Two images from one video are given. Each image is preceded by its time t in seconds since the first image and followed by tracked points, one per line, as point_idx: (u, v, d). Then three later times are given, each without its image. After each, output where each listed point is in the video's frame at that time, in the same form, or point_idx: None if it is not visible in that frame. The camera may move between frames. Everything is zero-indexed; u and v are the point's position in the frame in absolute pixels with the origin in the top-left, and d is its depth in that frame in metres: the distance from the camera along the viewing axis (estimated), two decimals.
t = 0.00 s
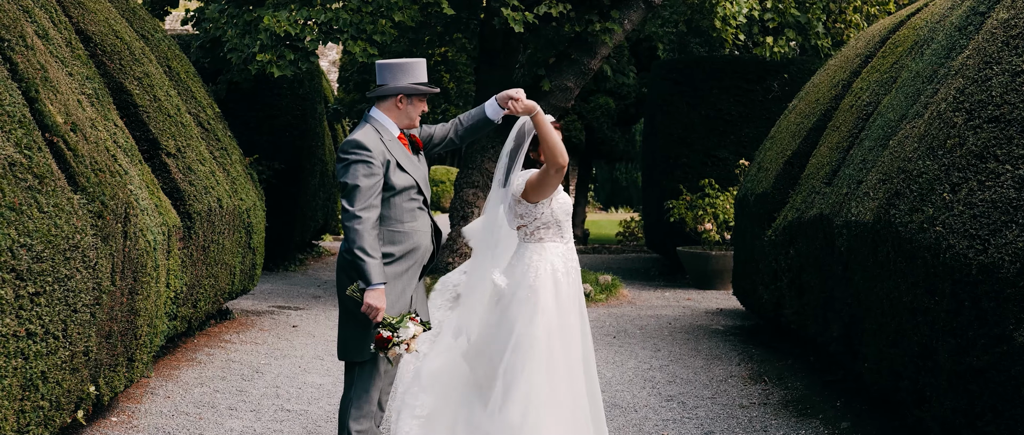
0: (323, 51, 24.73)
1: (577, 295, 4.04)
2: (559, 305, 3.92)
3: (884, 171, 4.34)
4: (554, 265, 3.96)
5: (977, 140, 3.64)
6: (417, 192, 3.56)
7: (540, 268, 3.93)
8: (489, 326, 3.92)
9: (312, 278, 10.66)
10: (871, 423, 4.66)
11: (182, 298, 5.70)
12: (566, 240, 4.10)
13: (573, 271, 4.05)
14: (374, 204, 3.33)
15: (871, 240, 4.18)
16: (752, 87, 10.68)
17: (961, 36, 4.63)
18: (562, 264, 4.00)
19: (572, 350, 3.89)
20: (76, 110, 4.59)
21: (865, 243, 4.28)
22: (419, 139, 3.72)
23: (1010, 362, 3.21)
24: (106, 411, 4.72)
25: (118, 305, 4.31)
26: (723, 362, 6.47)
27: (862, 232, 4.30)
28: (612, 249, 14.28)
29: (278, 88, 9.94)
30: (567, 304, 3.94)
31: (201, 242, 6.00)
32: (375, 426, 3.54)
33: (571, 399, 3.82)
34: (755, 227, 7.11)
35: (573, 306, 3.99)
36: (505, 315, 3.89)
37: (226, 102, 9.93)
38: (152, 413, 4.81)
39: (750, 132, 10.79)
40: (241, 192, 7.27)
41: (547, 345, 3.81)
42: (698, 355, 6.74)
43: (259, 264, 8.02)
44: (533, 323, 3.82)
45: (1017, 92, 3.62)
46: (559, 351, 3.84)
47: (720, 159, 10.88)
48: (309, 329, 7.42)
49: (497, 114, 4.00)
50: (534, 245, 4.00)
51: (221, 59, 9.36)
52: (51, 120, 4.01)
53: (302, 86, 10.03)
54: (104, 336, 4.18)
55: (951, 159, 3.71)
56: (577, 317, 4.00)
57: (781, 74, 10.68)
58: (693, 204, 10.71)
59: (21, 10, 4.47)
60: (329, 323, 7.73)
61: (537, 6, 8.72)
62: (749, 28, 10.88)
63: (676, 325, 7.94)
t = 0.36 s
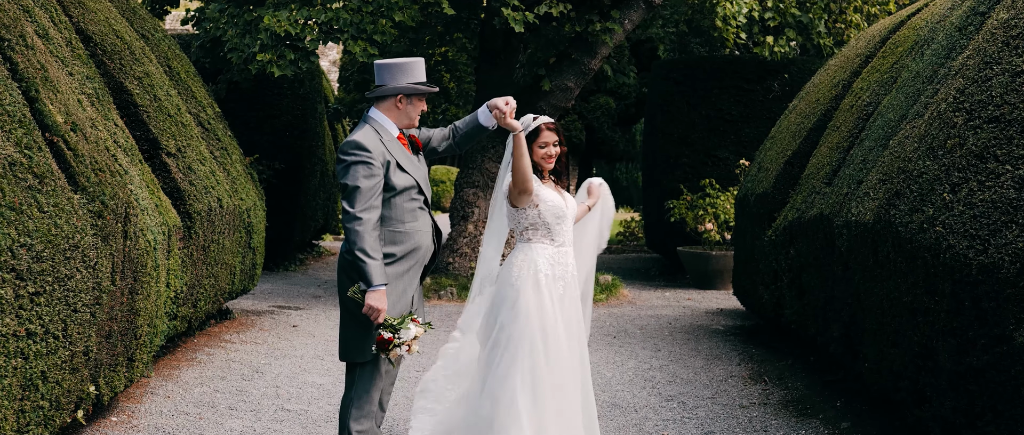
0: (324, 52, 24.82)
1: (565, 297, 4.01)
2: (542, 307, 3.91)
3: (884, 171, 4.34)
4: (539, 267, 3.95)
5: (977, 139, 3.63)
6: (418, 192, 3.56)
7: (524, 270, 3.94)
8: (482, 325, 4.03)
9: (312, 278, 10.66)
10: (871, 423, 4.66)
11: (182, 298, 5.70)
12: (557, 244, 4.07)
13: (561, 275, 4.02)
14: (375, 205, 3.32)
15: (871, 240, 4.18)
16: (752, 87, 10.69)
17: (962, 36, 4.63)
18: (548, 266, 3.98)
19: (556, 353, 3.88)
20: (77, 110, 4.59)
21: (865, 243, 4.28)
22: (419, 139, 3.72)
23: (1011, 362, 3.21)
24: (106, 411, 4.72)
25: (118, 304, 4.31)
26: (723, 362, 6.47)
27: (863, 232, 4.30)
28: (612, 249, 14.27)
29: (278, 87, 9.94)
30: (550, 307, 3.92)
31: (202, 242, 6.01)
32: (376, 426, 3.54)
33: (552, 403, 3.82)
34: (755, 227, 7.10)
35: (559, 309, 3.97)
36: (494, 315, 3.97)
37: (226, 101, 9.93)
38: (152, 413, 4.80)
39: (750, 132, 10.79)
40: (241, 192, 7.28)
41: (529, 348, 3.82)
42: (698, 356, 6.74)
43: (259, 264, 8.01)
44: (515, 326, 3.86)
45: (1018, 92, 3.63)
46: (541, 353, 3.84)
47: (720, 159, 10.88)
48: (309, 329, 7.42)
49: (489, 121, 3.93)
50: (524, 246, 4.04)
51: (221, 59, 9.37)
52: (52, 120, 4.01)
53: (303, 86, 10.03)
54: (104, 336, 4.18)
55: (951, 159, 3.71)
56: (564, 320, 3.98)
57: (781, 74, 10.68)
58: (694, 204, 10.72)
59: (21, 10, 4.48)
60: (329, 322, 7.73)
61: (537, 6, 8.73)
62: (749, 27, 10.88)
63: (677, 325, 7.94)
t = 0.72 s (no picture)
0: (325, 52, 24.84)
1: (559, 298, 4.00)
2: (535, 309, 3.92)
3: (884, 171, 4.34)
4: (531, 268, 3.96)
5: (978, 139, 3.63)
6: (421, 192, 3.56)
7: (517, 272, 3.96)
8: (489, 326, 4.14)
9: (313, 278, 10.66)
10: (870, 423, 4.66)
11: (183, 298, 5.70)
12: (553, 245, 4.05)
13: (556, 276, 4.01)
14: (378, 206, 3.32)
15: (872, 240, 4.18)
16: (752, 87, 10.69)
17: (963, 36, 4.63)
18: (543, 267, 3.97)
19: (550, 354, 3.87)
20: (77, 110, 4.59)
21: (865, 243, 4.28)
22: (419, 140, 3.72)
23: (1011, 362, 3.21)
24: (106, 411, 4.72)
25: (119, 304, 4.32)
26: (723, 362, 6.47)
27: (863, 232, 4.30)
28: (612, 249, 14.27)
29: (278, 87, 9.94)
30: (543, 308, 3.93)
31: (202, 242, 6.01)
32: (378, 426, 3.54)
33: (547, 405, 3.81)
34: (756, 227, 7.10)
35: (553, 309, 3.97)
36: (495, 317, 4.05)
37: (227, 101, 9.93)
38: (151, 413, 4.80)
39: (751, 132, 10.80)
40: (241, 192, 7.28)
41: (522, 350, 3.84)
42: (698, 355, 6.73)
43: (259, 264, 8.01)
44: (509, 329, 3.90)
45: (1018, 92, 3.62)
46: (534, 355, 3.85)
47: (720, 159, 10.89)
48: (310, 329, 7.42)
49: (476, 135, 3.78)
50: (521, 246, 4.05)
51: (222, 59, 9.37)
52: (52, 120, 4.01)
53: (303, 86, 10.03)
54: (104, 335, 4.18)
55: (952, 158, 3.70)
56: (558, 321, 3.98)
57: (782, 74, 10.69)
58: (694, 204, 10.72)
59: (22, 10, 4.49)
60: (329, 323, 7.72)
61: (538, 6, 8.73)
62: (750, 27, 10.87)
63: (677, 325, 7.94)
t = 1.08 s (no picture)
0: (326, 52, 24.84)
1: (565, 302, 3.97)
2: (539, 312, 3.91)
3: (884, 171, 4.34)
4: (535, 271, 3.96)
5: (979, 140, 3.62)
6: (424, 192, 3.57)
7: (521, 275, 3.98)
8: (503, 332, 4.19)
9: (313, 278, 10.66)
10: (870, 423, 4.66)
11: (183, 298, 5.71)
12: (559, 248, 4.03)
13: (561, 279, 3.99)
14: (383, 205, 3.33)
15: (872, 241, 4.17)
16: (753, 88, 10.70)
17: (964, 36, 4.62)
18: (547, 270, 3.97)
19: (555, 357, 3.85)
20: (77, 110, 4.60)
21: (865, 243, 4.28)
22: (418, 140, 3.72)
23: (1010, 362, 3.21)
24: (106, 411, 4.72)
25: (119, 304, 4.32)
26: (723, 362, 6.46)
27: (863, 233, 4.30)
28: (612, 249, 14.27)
29: (278, 87, 9.94)
30: (546, 310, 3.91)
31: (203, 242, 6.02)
32: (378, 427, 3.53)
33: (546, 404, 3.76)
34: (756, 227, 7.10)
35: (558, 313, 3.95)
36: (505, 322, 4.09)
37: (227, 101, 9.93)
38: (151, 413, 4.80)
39: (751, 132, 10.81)
40: (241, 191, 7.27)
41: (523, 351, 3.84)
42: (698, 356, 6.73)
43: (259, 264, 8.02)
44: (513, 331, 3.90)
45: (1018, 92, 3.62)
46: (538, 359, 3.82)
47: (720, 159, 10.88)
48: (310, 329, 7.42)
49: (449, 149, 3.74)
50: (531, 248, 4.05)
51: (222, 59, 9.37)
52: (52, 120, 4.01)
53: (303, 86, 10.03)
54: (104, 335, 4.17)
55: (952, 159, 3.70)
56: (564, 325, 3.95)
57: (784, 74, 10.70)
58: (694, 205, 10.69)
59: (23, 10, 4.49)
60: (329, 323, 7.73)
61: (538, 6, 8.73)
62: (751, 27, 10.87)
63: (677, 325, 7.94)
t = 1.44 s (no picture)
0: (326, 51, 24.90)
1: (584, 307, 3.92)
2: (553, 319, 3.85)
3: (885, 171, 4.34)
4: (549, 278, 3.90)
5: (979, 139, 3.62)
6: (427, 192, 3.56)
7: (539, 280, 3.92)
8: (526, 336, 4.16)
9: (313, 277, 10.66)
10: (870, 423, 4.66)
11: (184, 297, 5.71)
12: (577, 252, 3.95)
13: (579, 284, 3.92)
14: (389, 206, 3.33)
15: (873, 240, 4.17)
16: (753, 87, 10.70)
17: (964, 36, 4.62)
18: (565, 276, 3.90)
19: (570, 364, 3.80)
20: (78, 109, 4.60)
21: (865, 243, 4.28)
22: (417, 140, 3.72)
23: (1011, 362, 3.20)
24: (106, 411, 4.72)
25: (119, 304, 4.32)
26: (723, 362, 6.46)
27: (863, 233, 4.30)
28: (613, 249, 14.27)
29: (278, 87, 9.93)
30: (560, 316, 3.84)
31: (203, 241, 6.01)
32: (381, 426, 3.53)
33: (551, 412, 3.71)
34: (756, 227, 7.09)
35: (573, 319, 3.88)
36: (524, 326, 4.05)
37: (227, 101, 9.93)
38: (151, 412, 4.80)
39: (752, 132, 10.81)
40: (241, 191, 7.27)
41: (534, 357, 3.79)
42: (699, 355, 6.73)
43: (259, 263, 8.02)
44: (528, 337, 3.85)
45: (1019, 92, 3.62)
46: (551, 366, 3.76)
47: (721, 158, 10.88)
48: (310, 328, 7.42)
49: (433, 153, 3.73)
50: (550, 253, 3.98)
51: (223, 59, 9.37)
52: (52, 119, 4.01)
53: (304, 85, 10.03)
54: (104, 335, 4.17)
55: (953, 159, 3.70)
56: (583, 332, 3.90)
57: (784, 73, 10.70)
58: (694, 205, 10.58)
59: (22, 9, 4.48)
60: (329, 322, 7.73)
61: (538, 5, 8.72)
62: (751, 27, 10.87)
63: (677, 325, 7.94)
